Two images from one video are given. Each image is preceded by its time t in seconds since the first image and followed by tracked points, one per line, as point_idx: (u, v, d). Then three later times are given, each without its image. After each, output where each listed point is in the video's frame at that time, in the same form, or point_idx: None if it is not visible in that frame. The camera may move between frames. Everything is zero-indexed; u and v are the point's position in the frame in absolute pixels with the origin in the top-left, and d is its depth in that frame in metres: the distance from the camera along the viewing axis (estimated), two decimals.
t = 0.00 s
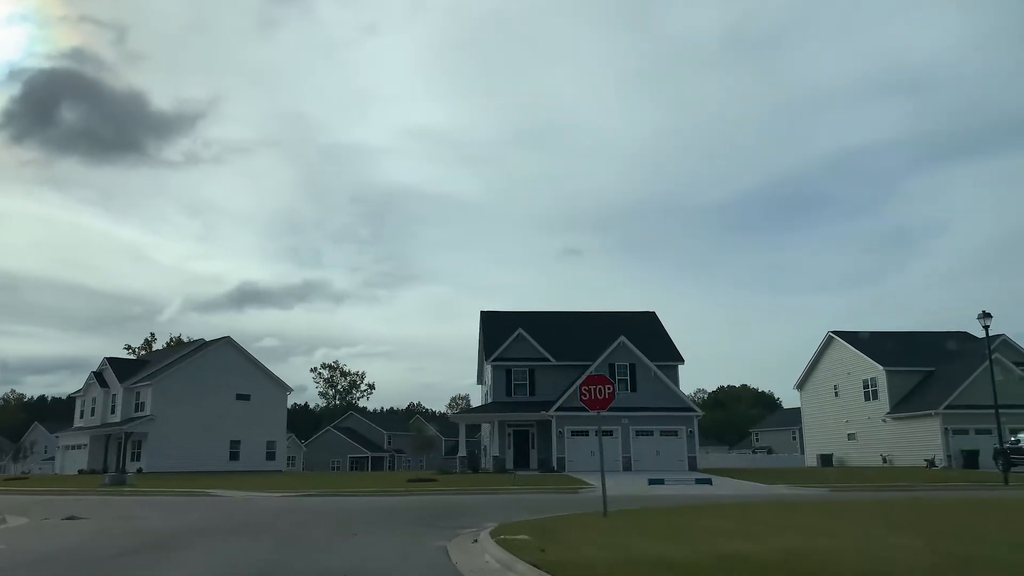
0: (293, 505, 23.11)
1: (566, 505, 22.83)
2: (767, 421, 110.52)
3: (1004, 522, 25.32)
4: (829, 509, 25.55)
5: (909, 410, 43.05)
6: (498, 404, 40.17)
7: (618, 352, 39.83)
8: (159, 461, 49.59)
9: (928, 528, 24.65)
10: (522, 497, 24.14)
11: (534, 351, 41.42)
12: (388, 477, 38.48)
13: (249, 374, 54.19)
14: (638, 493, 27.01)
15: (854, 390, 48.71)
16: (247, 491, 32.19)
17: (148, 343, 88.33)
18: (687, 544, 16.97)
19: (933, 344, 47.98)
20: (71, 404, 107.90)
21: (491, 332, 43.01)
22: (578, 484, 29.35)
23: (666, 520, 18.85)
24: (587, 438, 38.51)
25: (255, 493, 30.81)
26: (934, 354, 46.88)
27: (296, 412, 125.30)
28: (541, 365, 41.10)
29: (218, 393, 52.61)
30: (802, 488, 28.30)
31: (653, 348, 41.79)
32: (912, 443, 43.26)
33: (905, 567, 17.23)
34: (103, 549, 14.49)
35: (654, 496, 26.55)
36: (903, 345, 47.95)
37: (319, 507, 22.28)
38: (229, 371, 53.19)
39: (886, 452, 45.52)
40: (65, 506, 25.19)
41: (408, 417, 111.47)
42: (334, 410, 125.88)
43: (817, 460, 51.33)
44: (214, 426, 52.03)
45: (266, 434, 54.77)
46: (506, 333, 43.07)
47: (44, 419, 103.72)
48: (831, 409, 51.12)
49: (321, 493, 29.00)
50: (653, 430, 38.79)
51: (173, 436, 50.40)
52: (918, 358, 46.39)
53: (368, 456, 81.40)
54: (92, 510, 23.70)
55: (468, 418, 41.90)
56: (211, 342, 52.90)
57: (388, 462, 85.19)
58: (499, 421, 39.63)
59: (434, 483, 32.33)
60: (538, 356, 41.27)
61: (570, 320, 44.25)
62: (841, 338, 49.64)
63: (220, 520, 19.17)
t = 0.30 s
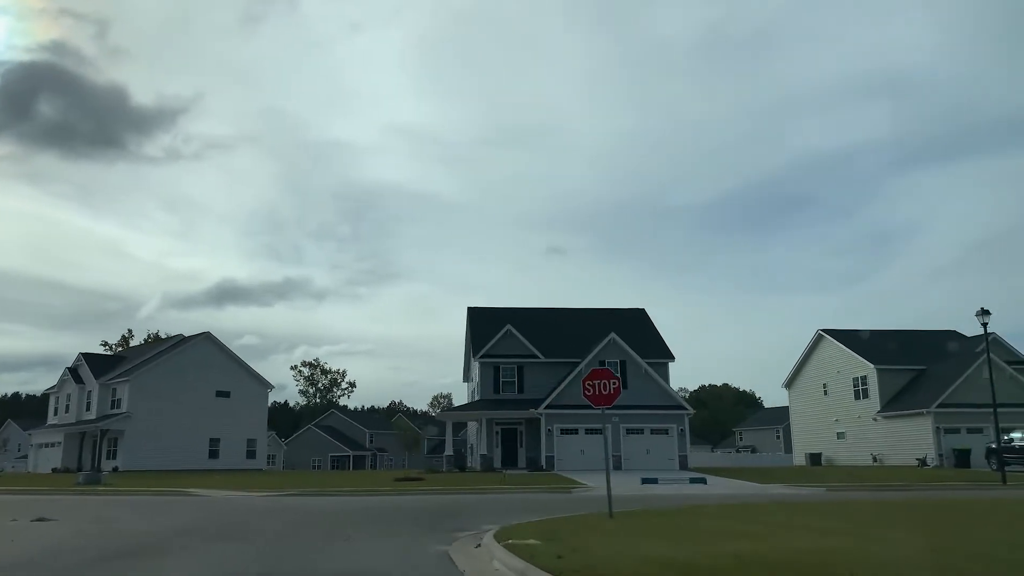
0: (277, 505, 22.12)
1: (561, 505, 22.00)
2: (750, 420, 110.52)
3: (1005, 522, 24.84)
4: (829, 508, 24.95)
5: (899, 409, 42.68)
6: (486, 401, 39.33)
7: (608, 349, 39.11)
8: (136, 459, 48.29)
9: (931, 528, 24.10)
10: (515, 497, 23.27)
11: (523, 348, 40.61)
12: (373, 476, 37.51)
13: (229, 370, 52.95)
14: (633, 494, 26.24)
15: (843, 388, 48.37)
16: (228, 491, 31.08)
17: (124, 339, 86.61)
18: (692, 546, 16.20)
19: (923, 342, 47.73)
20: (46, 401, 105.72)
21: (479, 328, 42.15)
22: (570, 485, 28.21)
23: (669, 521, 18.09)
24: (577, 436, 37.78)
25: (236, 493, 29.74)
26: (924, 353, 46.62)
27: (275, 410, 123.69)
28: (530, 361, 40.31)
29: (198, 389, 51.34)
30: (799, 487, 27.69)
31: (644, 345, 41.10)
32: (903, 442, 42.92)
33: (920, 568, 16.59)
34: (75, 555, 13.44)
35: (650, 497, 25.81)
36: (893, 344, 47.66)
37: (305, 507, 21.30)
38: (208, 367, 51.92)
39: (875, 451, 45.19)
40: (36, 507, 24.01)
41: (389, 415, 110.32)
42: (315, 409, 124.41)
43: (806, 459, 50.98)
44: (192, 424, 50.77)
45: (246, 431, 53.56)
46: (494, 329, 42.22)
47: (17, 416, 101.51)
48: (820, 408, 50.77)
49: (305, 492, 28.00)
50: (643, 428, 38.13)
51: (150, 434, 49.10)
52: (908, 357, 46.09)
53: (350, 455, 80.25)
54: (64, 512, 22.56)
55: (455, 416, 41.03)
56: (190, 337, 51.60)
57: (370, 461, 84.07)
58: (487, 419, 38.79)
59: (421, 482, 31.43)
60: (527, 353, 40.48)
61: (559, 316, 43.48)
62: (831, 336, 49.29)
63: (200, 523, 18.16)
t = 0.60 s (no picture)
0: (260, 505, 21.24)
1: (557, 505, 21.20)
2: (735, 418, 110.46)
3: (1007, 521, 24.41)
4: (828, 507, 24.42)
5: (890, 407, 42.34)
6: (474, 398, 38.57)
7: (599, 345, 38.44)
8: (113, 457, 47.07)
9: (933, 528, 23.61)
10: (509, 497, 22.46)
11: (512, 344, 39.90)
12: (358, 474, 36.64)
13: (210, 366, 51.79)
14: (629, 493, 25.50)
15: (833, 387, 48.06)
16: (209, 490, 30.08)
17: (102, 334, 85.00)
18: (696, 545, 15.55)
19: (913, 341, 47.49)
20: (22, 398, 103.63)
21: (467, 324, 41.37)
22: (563, 485, 27.13)
23: (672, 521, 17.41)
24: (567, 434, 37.12)
25: (217, 492, 28.76)
26: (914, 351, 46.37)
27: (256, 408, 122.13)
28: (519, 358, 39.63)
29: (177, 386, 50.16)
30: (796, 486, 27.15)
31: (634, 342, 40.47)
32: (893, 441, 42.59)
33: (934, 567, 15.99)
34: (44, 560, 12.48)
35: (645, 497, 25.12)
36: (883, 342, 47.39)
37: (291, 507, 20.42)
38: (188, 363, 50.74)
39: (865, 450, 44.89)
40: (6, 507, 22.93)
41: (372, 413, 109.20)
42: (296, 407, 122.98)
43: (794, 457, 50.67)
44: (172, 421, 49.59)
45: (227, 429, 52.43)
46: (482, 324, 41.43)
47: None
48: (809, 406, 50.48)
49: (289, 492, 27.08)
50: (634, 426, 37.51)
51: (128, 431, 47.88)
52: (898, 355, 45.83)
53: (332, 453, 79.16)
54: (37, 512, 21.51)
55: (442, 414, 40.22)
56: (169, 332, 50.40)
57: (353, 459, 82.99)
58: (475, 416, 38.02)
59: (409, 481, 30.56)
60: (516, 349, 39.78)
61: (549, 312, 42.79)
62: (821, 334, 48.96)
63: (180, 524, 17.26)
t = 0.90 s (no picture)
0: (245, 507, 20.37)
1: (553, 506, 20.44)
2: (719, 417, 110.31)
3: (1009, 521, 23.94)
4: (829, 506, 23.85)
5: (882, 406, 41.98)
6: (463, 396, 37.80)
7: (590, 342, 37.75)
8: (90, 455, 45.86)
9: (935, 527, 23.12)
10: (504, 498, 21.67)
11: (501, 341, 39.14)
12: (344, 474, 35.80)
13: (190, 363, 50.64)
14: (625, 494, 24.78)
15: (823, 385, 47.70)
16: (190, 489, 29.09)
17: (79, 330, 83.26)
18: (706, 546, 14.90)
19: (904, 339, 47.21)
20: None
21: (455, 320, 40.56)
22: (556, 485, 26.36)
23: (677, 522, 16.73)
24: (557, 433, 36.44)
25: (198, 491, 27.78)
26: (905, 350, 46.09)
27: (237, 406, 120.51)
28: (508, 355, 38.90)
29: (157, 382, 48.98)
30: (794, 486, 26.55)
31: (626, 339, 39.83)
32: (885, 440, 42.25)
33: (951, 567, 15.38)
34: (11, 568, 11.51)
35: (642, 496, 24.49)
36: (874, 340, 47.13)
37: (278, 508, 19.56)
38: (168, 359, 49.57)
39: (856, 449, 44.53)
40: None
41: (354, 412, 108.03)
42: (277, 405, 121.50)
43: (783, 456, 50.29)
44: (151, 418, 48.42)
45: (209, 426, 51.32)
46: (471, 320, 40.65)
47: None
48: (799, 405, 50.13)
49: (274, 492, 26.19)
50: (625, 424, 36.87)
51: (106, 429, 46.67)
52: (889, 353, 45.52)
53: (314, 452, 78.09)
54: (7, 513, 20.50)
55: (429, 411, 39.40)
56: (149, 327, 49.21)
57: (335, 458, 81.91)
58: (463, 414, 37.24)
59: (397, 480, 29.78)
60: (505, 346, 39.04)
61: (538, 309, 42.08)
62: (811, 332, 48.60)
63: (160, 527, 16.38)
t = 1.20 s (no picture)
0: (229, 509, 19.54)
1: (551, 508, 19.73)
2: (704, 418, 110.12)
3: (1012, 520, 23.54)
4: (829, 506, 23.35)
5: (874, 405, 41.63)
6: (451, 395, 37.02)
7: (582, 340, 37.08)
8: (66, 456, 44.64)
9: (938, 526, 22.67)
10: (498, 499, 20.95)
11: (491, 339, 38.40)
12: (329, 474, 34.94)
13: (171, 360, 49.49)
14: (621, 495, 24.13)
15: (814, 384, 47.36)
16: (171, 490, 28.11)
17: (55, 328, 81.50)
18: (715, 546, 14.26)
19: (895, 339, 46.94)
20: None
21: (443, 318, 39.76)
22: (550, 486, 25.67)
23: (683, 523, 16.09)
24: (548, 432, 35.76)
25: (178, 493, 26.80)
26: (896, 349, 45.82)
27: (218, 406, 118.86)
28: (498, 353, 38.15)
29: (136, 380, 47.81)
30: (793, 486, 26.02)
31: (617, 337, 39.20)
32: (876, 440, 41.94)
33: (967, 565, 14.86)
34: None
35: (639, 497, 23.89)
36: (864, 339, 46.85)
37: (264, 510, 18.74)
38: (148, 357, 48.40)
39: (847, 449, 44.19)
40: None
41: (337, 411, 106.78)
42: (258, 405, 119.90)
43: (773, 456, 49.92)
44: (130, 417, 47.25)
45: (189, 426, 50.19)
46: (459, 318, 39.86)
47: None
48: (789, 404, 49.78)
49: (258, 493, 25.31)
50: (617, 423, 36.24)
51: (83, 428, 45.46)
52: (880, 352, 45.24)
53: (296, 452, 76.92)
54: None
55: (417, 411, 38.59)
56: (128, 324, 48.02)
57: (318, 458, 80.77)
58: (452, 413, 36.47)
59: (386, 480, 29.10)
60: (495, 344, 38.29)
61: (528, 307, 41.38)
62: (802, 331, 48.23)
63: (140, 531, 15.51)
